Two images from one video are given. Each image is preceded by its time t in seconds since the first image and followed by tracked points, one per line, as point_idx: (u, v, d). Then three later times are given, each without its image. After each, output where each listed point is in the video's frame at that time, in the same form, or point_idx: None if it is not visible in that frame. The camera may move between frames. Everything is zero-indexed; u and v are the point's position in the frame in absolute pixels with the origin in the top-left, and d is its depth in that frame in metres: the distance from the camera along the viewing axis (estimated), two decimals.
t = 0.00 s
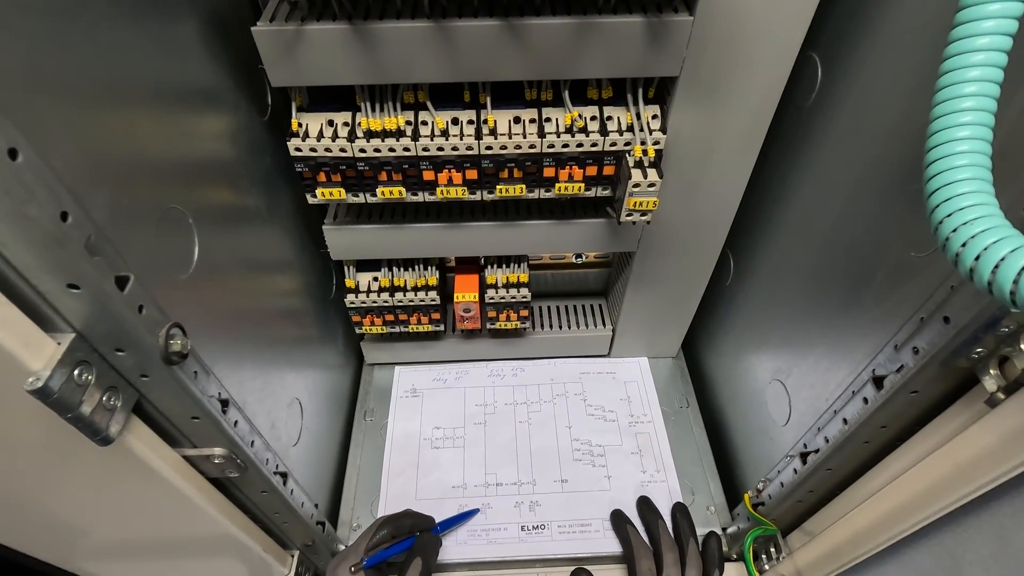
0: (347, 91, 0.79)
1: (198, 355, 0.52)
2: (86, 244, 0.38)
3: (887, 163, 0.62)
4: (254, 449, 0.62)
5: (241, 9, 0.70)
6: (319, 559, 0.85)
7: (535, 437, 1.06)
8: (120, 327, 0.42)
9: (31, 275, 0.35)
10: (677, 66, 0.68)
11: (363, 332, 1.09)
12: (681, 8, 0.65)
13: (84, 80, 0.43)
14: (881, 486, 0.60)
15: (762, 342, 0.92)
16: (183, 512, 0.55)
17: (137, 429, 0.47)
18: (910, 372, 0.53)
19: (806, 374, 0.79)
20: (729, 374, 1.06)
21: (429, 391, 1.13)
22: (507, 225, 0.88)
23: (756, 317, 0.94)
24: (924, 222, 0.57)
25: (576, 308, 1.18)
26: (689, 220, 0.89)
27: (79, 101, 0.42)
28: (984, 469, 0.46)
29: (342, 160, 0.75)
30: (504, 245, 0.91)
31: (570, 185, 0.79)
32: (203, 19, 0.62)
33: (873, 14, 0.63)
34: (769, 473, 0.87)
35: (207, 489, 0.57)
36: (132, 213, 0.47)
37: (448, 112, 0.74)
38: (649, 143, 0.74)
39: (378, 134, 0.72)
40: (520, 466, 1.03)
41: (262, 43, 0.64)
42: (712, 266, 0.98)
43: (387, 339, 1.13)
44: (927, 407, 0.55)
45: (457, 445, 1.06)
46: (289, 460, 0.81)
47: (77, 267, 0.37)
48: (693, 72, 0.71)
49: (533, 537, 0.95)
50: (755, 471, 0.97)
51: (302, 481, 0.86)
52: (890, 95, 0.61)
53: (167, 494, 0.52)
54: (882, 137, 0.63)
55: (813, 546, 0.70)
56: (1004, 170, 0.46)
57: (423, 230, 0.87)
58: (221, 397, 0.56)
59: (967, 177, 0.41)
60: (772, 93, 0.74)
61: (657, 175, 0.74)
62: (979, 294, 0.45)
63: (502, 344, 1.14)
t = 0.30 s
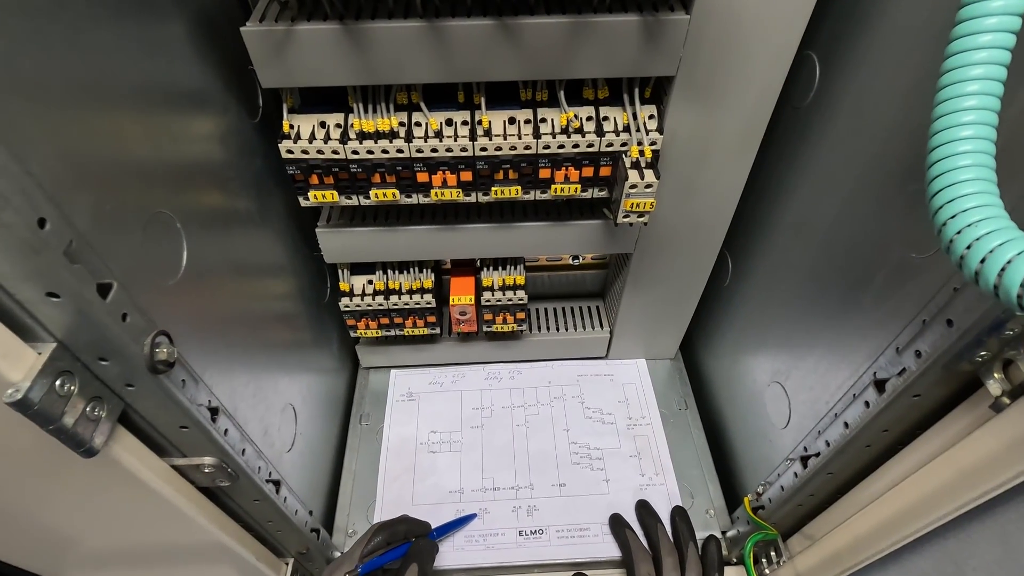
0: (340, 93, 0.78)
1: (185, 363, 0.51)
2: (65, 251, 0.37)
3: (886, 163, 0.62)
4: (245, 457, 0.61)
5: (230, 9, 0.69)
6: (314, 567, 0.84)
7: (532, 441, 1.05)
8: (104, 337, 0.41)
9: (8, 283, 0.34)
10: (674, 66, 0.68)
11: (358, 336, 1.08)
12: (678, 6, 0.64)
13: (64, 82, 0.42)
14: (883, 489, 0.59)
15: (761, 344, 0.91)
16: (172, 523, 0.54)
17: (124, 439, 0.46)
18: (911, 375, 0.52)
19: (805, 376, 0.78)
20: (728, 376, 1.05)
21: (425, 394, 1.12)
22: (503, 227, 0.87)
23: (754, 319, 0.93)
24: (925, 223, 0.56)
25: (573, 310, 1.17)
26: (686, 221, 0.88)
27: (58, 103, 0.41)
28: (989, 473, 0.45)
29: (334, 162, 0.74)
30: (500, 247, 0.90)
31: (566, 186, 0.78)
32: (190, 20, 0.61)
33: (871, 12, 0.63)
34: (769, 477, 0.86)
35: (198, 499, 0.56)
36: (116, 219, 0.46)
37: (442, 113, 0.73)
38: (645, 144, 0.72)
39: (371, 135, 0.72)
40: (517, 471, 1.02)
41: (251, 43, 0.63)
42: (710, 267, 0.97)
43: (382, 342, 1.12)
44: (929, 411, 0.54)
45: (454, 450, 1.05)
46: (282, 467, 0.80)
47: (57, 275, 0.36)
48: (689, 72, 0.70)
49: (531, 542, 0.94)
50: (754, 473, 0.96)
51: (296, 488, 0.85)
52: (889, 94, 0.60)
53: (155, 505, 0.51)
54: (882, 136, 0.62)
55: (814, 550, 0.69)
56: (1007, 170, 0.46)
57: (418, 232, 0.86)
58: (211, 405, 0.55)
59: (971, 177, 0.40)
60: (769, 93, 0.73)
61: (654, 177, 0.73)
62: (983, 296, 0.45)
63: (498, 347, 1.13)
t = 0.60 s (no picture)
0: (339, 94, 0.78)
1: (186, 365, 0.51)
2: (65, 253, 0.37)
3: (884, 163, 0.62)
4: (246, 458, 0.61)
5: (228, 10, 0.69)
6: (314, 568, 0.84)
7: (532, 442, 1.05)
8: (104, 338, 0.41)
9: (9, 284, 0.34)
10: (673, 66, 0.68)
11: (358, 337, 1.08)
12: (677, 8, 0.64)
13: (63, 84, 0.42)
14: (883, 488, 0.59)
15: (760, 344, 0.91)
16: (171, 524, 0.54)
17: (124, 441, 0.46)
18: (910, 374, 0.52)
19: (805, 376, 0.79)
20: (727, 376, 1.05)
21: (424, 395, 1.12)
22: (503, 228, 0.87)
23: (754, 319, 0.93)
24: (923, 223, 0.56)
25: (572, 310, 1.18)
26: (685, 221, 0.88)
27: (58, 105, 0.41)
28: (987, 471, 0.45)
29: (334, 163, 0.74)
30: (500, 247, 0.90)
31: (565, 186, 0.78)
32: (189, 21, 0.61)
33: (869, 12, 0.63)
34: (769, 476, 0.87)
35: (198, 500, 0.56)
36: (116, 220, 0.46)
37: (441, 114, 0.73)
38: (645, 144, 0.73)
39: (371, 136, 0.72)
40: (517, 471, 1.02)
41: (251, 44, 0.63)
42: (710, 267, 0.97)
43: (382, 343, 1.12)
44: (928, 410, 0.54)
45: (454, 450, 1.05)
46: (282, 468, 0.80)
47: (57, 276, 0.36)
48: (688, 73, 0.70)
49: (530, 542, 0.94)
50: (754, 473, 0.96)
51: (296, 489, 0.85)
52: (888, 94, 0.61)
53: (155, 507, 0.51)
54: (880, 136, 0.62)
55: (814, 549, 0.69)
56: (1006, 170, 0.46)
57: (417, 233, 0.86)
58: (211, 407, 0.55)
59: (969, 177, 0.40)
60: (768, 93, 0.73)
61: (653, 177, 0.73)
62: (981, 296, 0.45)
63: (498, 348, 1.13)
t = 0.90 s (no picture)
0: (331, 96, 0.78)
1: (173, 368, 0.51)
2: (48, 256, 0.37)
3: (874, 165, 0.62)
4: (235, 461, 0.61)
5: (219, 12, 0.69)
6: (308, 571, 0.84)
7: (526, 445, 1.05)
8: (89, 343, 0.41)
9: None
10: (664, 68, 0.68)
11: (351, 339, 1.08)
12: (667, 9, 0.65)
13: (49, 87, 0.42)
14: (874, 489, 0.59)
15: (753, 346, 0.91)
16: (160, 529, 0.54)
17: (111, 445, 0.45)
18: (899, 376, 0.52)
19: (797, 377, 0.79)
20: (721, 378, 1.05)
21: (417, 400, 1.12)
22: (496, 229, 0.87)
23: (746, 320, 0.94)
24: (912, 224, 0.56)
25: (567, 311, 1.18)
26: (678, 223, 0.88)
27: (42, 108, 0.41)
28: (976, 473, 0.45)
29: (325, 165, 0.74)
30: (492, 249, 0.90)
31: (557, 189, 0.78)
32: (179, 23, 0.61)
33: (859, 14, 0.63)
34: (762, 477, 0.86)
35: (188, 503, 0.56)
36: (103, 224, 0.46)
37: (433, 116, 0.73)
38: (636, 146, 0.72)
39: (362, 138, 0.71)
40: (511, 475, 1.01)
41: (241, 47, 0.63)
42: (703, 269, 0.97)
43: (376, 345, 1.12)
44: (917, 412, 0.54)
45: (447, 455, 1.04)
46: (274, 470, 0.79)
47: (39, 280, 0.36)
48: (679, 75, 0.70)
49: (525, 547, 0.94)
50: (748, 474, 0.96)
51: (288, 492, 0.85)
52: (877, 95, 0.61)
53: (143, 511, 0.51)
54: (870, 138, 0.62)
55: (806, 550, 0.69)
56: (991, 172, 0.46)
57: (410, 235, 0.86)
58: (199, 410, 0.55)
59: (954, 179, 0.40)
60: (759, 95, 0.73)
61: (644, 179, 0.73)
62: (969, 298, 0.45)
63: (492, 350, 1.13)
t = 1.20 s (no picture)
0: (326, 96, 0.78)
1: (166, 365, 0.51)
2: (38, 253, 0.38)
3: (863, 163, 0.62)
4: (228, 458, 0.61)
5: (213, 12, 0.70)
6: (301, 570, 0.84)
7: (520, 449, 1.05)
8: (80, 339, 0.41)
9: None
10: (656, 67, 0.68)
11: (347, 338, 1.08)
12: (658, 9, 0.65)
13: (40, 86, 0.42)
14: (863, 487, 0.60)
15: (747, 345, 0.92)
16: (153, 526, 0.54)
17: (103, 440, 0.46)
18: (887, 374, 0.53)
19: (789, 376, 0.79)
20: (716, 377, 1.06)
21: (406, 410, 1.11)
22: (489, 228, 0.87)
23: (740, 319, 0.94)
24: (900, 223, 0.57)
25: (562, 311, 1.18)
26: (672, 222, 0.89)
27: (33, 108, 0.41)
28: (962, 471, 0.45)
29: (319, 164, 0.74)
30: (487, 249, 0.90)
31: (550, 188, 0.79)
32: (173, 23, 0.61)
33: (849, 14, 0.63)
34: (755, 476, 0.87)
35: (181, 500, 0.56)
36: (95, 221, 0.47)
37: (426, 115, 0.74)
38: (629, 145, 0.73)
39: (356, 138, 0.72)
40: (506, 479, 1.01)
41: (235, 47, 0.63)
42: (697, 268, 0.98)
43: (372, 344, 1.13)
44: (905, 409, 0.55)
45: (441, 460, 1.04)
46: (269, 468, 0.80)
47: (30, 277, 0.37)
48: (671, 75, 0.70)
49: (521, 551, 0.94)
50: (741, 472, 0.97)
51: (283, 490, 0.85)
52: (867, 94, 0.61)
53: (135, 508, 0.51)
54: (859, 137, 0.63)
55: (797, 549, 0.69)
56: (975, 171, 0.46)
57: (405, 234, 0.87)
58: (192, 407, 0.56)
59: (937, 177, 0.40)
60: (751, 95, 0.73)
61: (636, 178, 0.73)
62: (953, 296, 0.45)
63: (488, 349, 1.13)
